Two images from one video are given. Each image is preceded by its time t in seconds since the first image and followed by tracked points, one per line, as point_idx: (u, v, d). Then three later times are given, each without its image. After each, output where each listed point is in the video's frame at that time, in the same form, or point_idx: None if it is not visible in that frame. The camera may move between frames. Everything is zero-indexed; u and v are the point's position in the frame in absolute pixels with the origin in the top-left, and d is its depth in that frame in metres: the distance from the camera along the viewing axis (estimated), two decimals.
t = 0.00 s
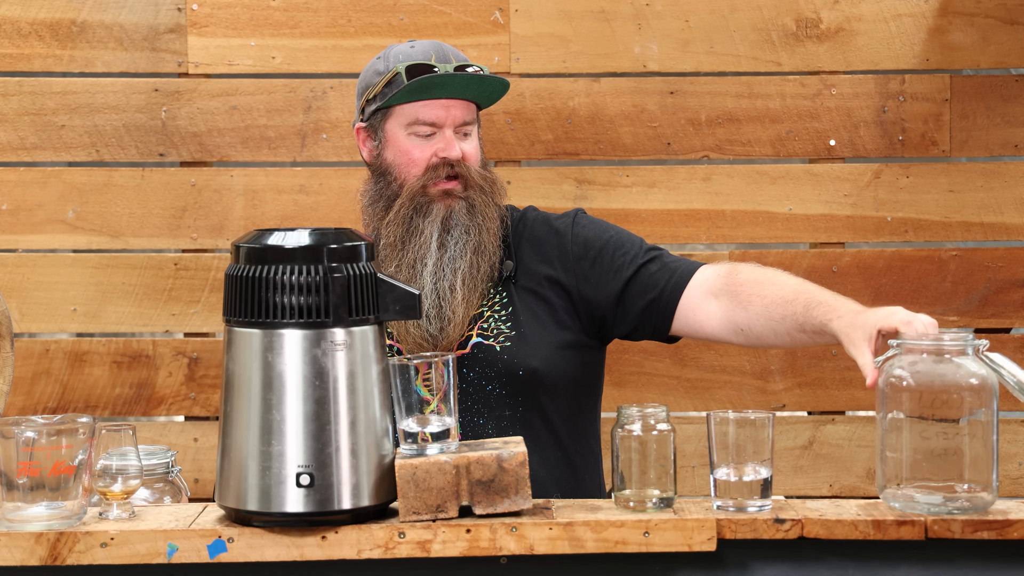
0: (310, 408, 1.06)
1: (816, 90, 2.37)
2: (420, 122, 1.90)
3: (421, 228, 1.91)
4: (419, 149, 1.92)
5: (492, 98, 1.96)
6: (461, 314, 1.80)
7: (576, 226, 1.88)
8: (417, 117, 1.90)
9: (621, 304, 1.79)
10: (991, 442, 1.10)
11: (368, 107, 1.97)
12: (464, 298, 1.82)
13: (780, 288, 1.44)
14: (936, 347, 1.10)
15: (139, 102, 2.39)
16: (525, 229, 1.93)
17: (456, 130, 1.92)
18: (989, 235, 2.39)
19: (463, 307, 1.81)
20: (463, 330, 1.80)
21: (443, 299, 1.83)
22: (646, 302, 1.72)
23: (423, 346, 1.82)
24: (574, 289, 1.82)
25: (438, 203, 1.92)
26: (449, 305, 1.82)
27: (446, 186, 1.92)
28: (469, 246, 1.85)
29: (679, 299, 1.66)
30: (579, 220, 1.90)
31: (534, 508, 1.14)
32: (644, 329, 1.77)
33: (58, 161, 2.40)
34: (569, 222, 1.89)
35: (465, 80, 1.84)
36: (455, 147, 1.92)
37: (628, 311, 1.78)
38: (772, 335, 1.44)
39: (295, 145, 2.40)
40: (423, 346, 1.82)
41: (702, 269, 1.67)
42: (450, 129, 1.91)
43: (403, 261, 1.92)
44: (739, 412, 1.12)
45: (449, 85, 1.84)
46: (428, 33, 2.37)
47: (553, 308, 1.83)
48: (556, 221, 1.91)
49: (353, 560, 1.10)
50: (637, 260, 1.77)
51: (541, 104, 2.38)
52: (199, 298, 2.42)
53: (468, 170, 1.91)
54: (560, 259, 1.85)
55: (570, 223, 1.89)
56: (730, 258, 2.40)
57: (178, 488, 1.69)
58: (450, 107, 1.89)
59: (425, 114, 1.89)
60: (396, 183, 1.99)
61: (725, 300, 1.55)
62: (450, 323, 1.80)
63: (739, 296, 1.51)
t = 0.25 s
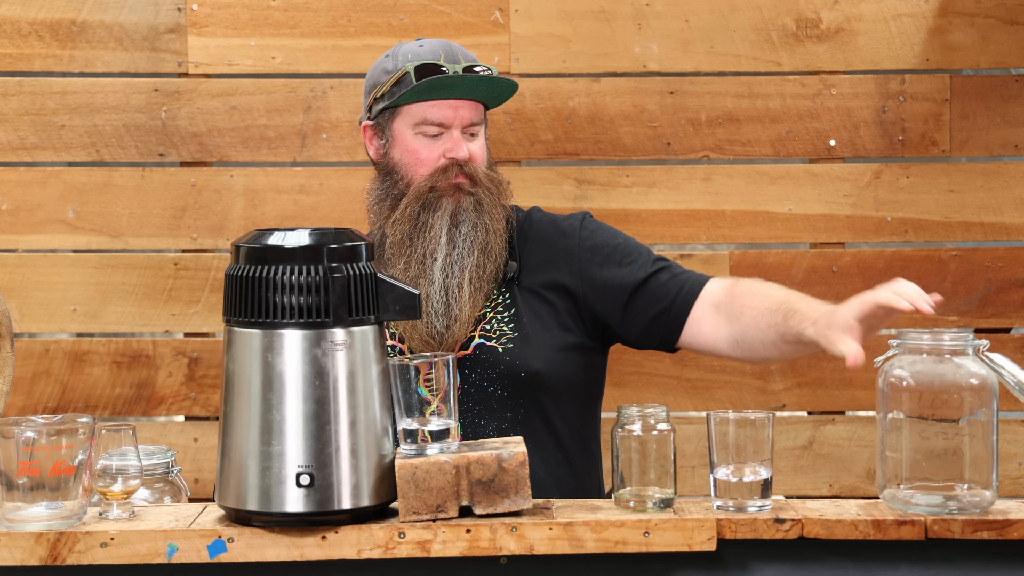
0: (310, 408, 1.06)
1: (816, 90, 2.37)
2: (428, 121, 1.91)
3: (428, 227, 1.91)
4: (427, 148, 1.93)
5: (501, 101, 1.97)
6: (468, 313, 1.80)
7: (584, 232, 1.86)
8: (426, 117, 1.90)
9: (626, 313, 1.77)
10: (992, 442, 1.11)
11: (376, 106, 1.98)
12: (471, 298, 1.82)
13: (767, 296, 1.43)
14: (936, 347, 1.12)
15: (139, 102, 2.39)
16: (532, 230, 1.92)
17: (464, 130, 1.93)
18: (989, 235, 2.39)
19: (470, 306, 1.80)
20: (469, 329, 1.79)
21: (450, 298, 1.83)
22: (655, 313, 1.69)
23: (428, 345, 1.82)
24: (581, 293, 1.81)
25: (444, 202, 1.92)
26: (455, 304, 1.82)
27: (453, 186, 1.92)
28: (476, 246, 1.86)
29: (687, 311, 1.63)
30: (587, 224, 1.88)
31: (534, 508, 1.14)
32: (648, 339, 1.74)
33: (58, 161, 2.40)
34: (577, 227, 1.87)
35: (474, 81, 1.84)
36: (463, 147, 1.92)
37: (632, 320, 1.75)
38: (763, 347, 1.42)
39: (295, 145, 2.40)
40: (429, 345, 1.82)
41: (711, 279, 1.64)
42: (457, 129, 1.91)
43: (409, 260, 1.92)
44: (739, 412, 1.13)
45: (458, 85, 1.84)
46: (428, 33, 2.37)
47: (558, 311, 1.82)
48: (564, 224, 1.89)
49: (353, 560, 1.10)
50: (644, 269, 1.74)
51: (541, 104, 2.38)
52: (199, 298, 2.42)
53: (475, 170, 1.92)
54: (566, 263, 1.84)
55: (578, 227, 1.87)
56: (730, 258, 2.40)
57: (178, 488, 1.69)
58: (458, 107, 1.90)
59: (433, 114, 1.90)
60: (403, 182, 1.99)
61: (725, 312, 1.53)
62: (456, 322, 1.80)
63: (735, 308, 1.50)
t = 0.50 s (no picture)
0: (310, 408, 1.06)
1: (816, 90, 2.37)
2: (429, 118, 1.90)
3: (428, 225, 1.91)
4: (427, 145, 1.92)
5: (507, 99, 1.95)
6: (466, 316, 1.80)
7: (593, 244, 1.86)
8: (427, 114, 1.90)
9: (623, 332, 1.77)
10: (992, 443, 1.11)
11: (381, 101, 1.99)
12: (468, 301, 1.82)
13: (749, 337, 1.44)
14: (936, 347, 1.12)
15: (139, 102, 2.39)
16: (540, 235, 1.92)
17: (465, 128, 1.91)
18: (989, 235, 2.39)
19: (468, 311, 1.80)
20: (466, 332, 1.80)
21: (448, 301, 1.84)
22: (648, 338, 1.69)
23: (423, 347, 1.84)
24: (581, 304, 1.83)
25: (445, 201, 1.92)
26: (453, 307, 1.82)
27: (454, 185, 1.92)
28: (476, 247, 1.85)
29: (676, 338, 1.64)
30: (596, 237, 1.88)
31: (534, 508, 1.14)
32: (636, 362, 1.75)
33: (58, 161, 2.40)
34: (587, 237, 1.88)
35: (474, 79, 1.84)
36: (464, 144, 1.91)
37: (627, 341, 1.76)
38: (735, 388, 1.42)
39: (295, 145, 2.40)
40: (425, 347, 1.83)
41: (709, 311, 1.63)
42: (458, 126, 1.90)
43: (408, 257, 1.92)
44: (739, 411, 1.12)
45: (455, 81, 1.84)
46: (428, 33, 2.37)
47: (559, 317, 1.83)
48: (575, 232, 1.89)
49: (353, 560, 1.10)
50: (647, 290, 1.74)
51: (541, 104, 2.38)
52: (199, 298, 2.42)
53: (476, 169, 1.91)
54: (572, 272, 1.85)
55: (588, 238, 1.88)
56: (731, 258, 2.40)
57: (178, 488, 1.69)
58: (460, 105, 1.89)
59: (431, 110, 1.89)
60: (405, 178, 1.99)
61: (713, 348, 1.54)
62: (454, 326, 1.80)
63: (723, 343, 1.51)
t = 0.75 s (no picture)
0: (310, 408, 1.06)
1: (816, 90, 2.37)
2: (410, 108, 1.96)
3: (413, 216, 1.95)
4: (410, 134, 1.97)
5: (487, 85, 1.97)
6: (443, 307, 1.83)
7: (599, 250, 1.86)
8: (407, 103, 1.96)
9: (620, 342, 1.75)
10: (992, 442, 1.11)
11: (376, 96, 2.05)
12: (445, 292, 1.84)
13: (757, 387, 1.39)
14: (936, 347, 1.12)
15: (139, 102, 2.39)
16: (547, 238, 1.91)
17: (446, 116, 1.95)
18: (989, 235, 2.39)
19: (445, 301, 1.83)
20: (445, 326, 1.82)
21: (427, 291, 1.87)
22: (644, 349, 1.67)
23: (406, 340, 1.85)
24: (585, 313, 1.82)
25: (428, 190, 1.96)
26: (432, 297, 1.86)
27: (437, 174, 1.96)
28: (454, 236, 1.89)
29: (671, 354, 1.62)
30: (603, 245, 1.87)
31: (534, 508, 1.14)
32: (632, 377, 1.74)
33: (58, 161, 2.40)
34: (594, 244, 1.87)
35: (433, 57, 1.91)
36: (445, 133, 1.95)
37: (624, 351, 1.74)
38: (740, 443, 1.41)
39: (295, 145, 2.40)
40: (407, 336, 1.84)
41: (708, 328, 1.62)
42: (438, 114, 1.95)
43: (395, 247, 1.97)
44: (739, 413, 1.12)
45: (416, 64, 1.92)
46: (428, 33, 2.37)
47: (562, 325, 1.82)
48: (584, 238, 1.88)
49: (353, 560, 1.10)
50: (648, 300, 1.73)
51: (541, 104, 2.37)
52: (199, 298, 2.42)
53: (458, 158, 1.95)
54: (577, 276, 1.84)
55: (595, 245, 1.87)
56: (731, 258, 2.40)
57: (178, 487, 1.69)
58: (437, 91, 1.94)
59: (409, 100, 1.95)
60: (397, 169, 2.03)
61: (712, 371, 1.51)
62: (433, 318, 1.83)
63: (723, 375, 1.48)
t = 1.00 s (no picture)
0: (310, 408, 1.06)
1: (816, 90, 2.37)
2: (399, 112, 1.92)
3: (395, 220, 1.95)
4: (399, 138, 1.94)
5: (473, 95, 1.88)
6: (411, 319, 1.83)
7: (615, 256, 1.86)
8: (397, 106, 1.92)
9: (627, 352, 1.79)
10: (992, 443, 1.11)
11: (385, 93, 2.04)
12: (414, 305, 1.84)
13: (759, 404, 1.46)
14: (936, 347, 1.12)
15: (139, 102, 2.39)
16: (565, 239, 1.90)
17: (432, 123, 1.90)
18: (989, 235, 2.40)
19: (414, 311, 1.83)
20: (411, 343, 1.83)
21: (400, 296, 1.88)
22: (651, 363, 1.72)
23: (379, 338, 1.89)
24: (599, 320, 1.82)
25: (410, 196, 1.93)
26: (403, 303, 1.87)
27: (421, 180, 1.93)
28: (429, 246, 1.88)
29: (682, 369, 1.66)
30: (620, 250, 1.87)
31: (535, 508, 1.15)
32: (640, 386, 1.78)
33: (58, 161, 2.40)
34: (610, 249, 1.87)
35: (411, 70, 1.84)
36: (428, 140, 1.90)
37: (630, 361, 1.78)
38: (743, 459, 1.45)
39: (295, 145, 2.40)
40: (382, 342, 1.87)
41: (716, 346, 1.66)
42: (424, 120, 1.90)
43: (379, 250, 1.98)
44: (739, 413, 1.12)
45: (393, 73, 1.86)
46: (428, 33, 2.37)
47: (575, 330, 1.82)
48: (600, 242, 1.88)
49: (353, 560, 1.10)
50: (660, 312, 1.74)
51: (541, 104, 2.37)
52: (199, 298, 2.42)
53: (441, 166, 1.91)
54: (591, 283, 1.84)
55: (611, 250, 1.86)
56: (731, 258, 2.40)
57: (177, 488, 1.70)
58: (423, 99, 1.88)
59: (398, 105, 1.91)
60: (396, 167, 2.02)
61: (716, 387, 1.58)
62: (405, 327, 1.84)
63: (725, 393, 1.55)
